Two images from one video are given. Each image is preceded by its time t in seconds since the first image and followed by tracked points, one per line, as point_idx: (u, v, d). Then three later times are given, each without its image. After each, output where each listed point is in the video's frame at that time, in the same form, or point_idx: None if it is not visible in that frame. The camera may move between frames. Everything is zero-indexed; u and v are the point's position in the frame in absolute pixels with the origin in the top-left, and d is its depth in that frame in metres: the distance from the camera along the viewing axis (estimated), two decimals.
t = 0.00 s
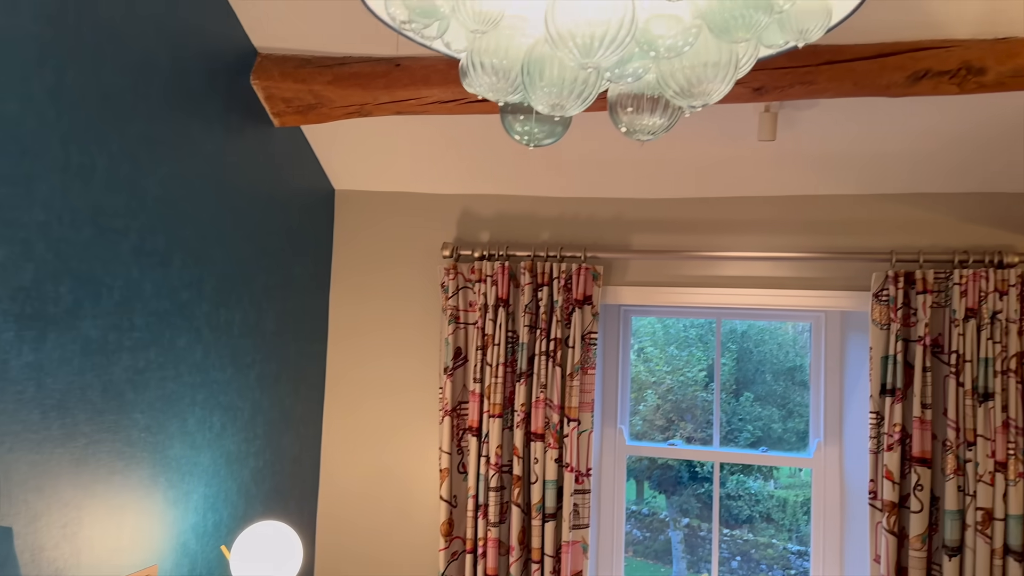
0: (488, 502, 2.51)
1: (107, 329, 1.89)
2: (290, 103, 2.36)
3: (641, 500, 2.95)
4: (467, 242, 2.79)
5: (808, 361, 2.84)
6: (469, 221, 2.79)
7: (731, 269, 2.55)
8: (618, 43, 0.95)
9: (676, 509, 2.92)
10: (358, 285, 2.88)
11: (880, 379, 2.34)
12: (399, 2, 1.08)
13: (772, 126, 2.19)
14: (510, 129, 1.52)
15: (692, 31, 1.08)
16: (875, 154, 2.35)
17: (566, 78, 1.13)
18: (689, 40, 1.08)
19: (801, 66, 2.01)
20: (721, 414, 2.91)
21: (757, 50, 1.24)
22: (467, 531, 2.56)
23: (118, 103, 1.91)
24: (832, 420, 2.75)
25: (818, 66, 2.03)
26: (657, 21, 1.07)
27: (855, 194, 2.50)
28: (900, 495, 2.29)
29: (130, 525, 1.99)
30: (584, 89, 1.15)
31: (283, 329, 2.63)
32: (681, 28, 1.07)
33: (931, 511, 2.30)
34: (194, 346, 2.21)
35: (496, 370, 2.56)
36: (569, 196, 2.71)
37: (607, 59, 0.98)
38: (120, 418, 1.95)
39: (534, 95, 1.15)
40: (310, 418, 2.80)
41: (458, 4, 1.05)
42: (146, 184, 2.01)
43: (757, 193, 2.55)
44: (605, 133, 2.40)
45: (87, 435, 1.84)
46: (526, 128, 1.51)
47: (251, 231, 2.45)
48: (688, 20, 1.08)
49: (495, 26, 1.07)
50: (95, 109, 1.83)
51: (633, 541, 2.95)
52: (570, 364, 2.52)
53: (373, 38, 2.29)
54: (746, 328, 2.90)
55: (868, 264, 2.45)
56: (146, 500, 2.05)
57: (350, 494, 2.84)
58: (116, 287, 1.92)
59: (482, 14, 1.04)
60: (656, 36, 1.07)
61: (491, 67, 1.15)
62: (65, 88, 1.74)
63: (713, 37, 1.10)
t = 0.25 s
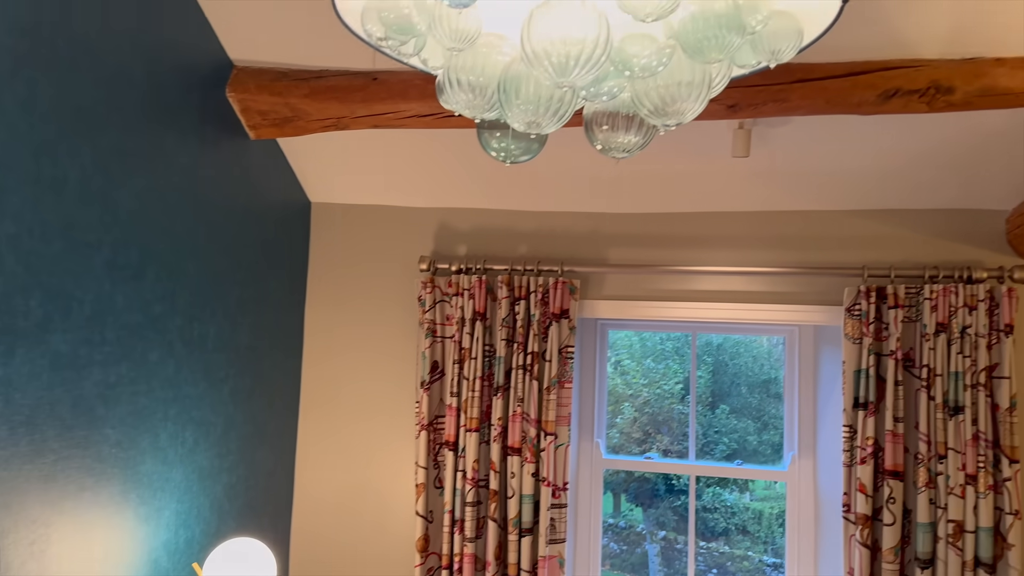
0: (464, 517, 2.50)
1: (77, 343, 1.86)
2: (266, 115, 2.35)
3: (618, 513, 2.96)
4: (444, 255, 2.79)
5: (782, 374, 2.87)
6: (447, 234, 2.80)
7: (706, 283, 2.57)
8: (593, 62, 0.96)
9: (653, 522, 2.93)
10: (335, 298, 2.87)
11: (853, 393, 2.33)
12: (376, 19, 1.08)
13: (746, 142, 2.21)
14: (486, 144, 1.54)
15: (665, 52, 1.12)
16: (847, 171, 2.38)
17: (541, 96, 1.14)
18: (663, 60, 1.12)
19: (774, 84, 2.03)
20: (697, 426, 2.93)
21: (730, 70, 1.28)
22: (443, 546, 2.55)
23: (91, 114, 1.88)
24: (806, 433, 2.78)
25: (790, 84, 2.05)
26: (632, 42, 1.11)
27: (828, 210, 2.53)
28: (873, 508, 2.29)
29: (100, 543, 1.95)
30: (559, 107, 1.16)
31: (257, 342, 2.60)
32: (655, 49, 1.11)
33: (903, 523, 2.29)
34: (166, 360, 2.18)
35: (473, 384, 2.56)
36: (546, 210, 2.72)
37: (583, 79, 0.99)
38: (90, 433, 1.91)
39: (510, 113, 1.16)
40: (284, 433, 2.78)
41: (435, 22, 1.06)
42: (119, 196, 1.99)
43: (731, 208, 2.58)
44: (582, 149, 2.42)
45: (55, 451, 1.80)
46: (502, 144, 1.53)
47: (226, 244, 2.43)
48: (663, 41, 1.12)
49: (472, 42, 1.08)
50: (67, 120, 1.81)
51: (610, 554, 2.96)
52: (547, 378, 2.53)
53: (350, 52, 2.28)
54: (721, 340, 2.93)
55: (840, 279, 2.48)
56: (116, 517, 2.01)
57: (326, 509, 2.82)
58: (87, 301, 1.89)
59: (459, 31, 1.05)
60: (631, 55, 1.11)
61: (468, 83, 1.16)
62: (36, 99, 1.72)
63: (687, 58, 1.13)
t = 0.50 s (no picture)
0: (438, 532, 2.49)
1: (44, 357, 1.82)
2: (240, 127, 2.33)
3: (592, 526, 2.96)
4: (419, 267, 2.79)
5: (754, 386, 2.90)
6: (421, 247, 2.80)
7: (679, 296, 2.59)
8: (566, 80, 0.96)
9: (627, 534, 2.94)
10: (308, 311, 2.85)
11: (824, 405, 2.33)
12: (350, 35, 1.08)
13: (718, 158, 2.23)
14: (460, 159, 1.55)
15: (638, 71, 1.13)
16: (817, 188, 2.42)
17: (516, 113, 1.13)
18: (636, 79, 1.13)
19: (745, 100, 2.06)
20: (671, 439, 2.95)
21: (702, 90, 1.29)
22: (416, 562, 2.53)
23: (61, 125, 1.85)
24: (778, 446, 2.81)
25: (761, 101, 2.08)
26: (605, 61, 1.12)
27: (798, 225, 2.57)
28: (843, 520, 2.27)
29: (66, 561, 1.90)
30: (534, 124, 1.14)
31: (227, 356, 2.57)
32: (629, 68, 1.12)
33: (874, 536, 2.28)
34: (135, 374, 2.15)
35: (447, 398, 2.55)
36: (521, 223, 2.73)
37: (556, 97, 1.00)
38: (57, 449, 1.87)
39: (485, 130, 1.15)
40: (255, 447, 2.74)
41: (410, 38, 1.06)
42: (88, 208, 1.95)
43: (704, 223, 2.60)
44: (556, 163, 2.43)
45: (21, 468, 1.76)
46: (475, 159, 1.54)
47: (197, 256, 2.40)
48: (636, 61, 1.13)
49: (446, 60, 1.08)
50: (36, 131, 1.78)
51: (584, 567, 2.96)
52: (521, 392, 2.53)
53: (324, 64, 2.27)
54: (695, 353, 2.95)
55: (811, 293, 2.51)
56: (83, 534, 1.96)
57: (297, 524, 2.78)
58: (55, 314, 1.85)
59: (434, 49, 1.05)
60: (605, 74, 1.12)
61: (444, 100, 1.16)
62: (5, 109, 1.69)
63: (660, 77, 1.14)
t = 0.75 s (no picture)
0: (410, 546, 2.47)
1: (8, 370, 1.77)
2: (211, 136, 2.30)
3: (566, 538, 2.95)
4: (392, 278, 2.77)
5: (727, 397, 2.92)
6: (395, 258, 2.78)
7: (653, 308, 2.61)
8: (541, 95, 0.96)
9: (600, 546, 2.94)
10: (280, 322, 2.81)
11: (795, 418, 2.33)
12: (324, 46, 1.07)
13: (691, 172, 2.26)
14: (433, 171, 1.54)
15: (612, 86, 1.14)
16: (787, 202, 2.45)
17: (491, 127, 1.12)
18: (610, 95, 1.14)
19: (716, 116, 2.08)
20: (644, 450, 2.96)
21: (675, 106, 1.30)
22: None
23: (27, 133, 1.81)
24: (749, 458, 2.83)
25: (732, 117, 2.10)
26: (579, 75, 1.13)
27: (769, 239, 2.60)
28: (814, 531, 2.27)
29: None
30: (509, 138, 1.12)
31: (196, 368, 2.52)
32: (603, 83, 1.13)
33: (844, 547, 2.28)
34: (102, 387, 2.10)
35: (420, 410, 2.54)
36: (495, 235, 2.73)
37: (531, 112, 0.99)
38: (20, 463, 1.81)
39: (459, 143, 1.13)
40: (224, 460, 2.69)
41: (384, 51, 1.06)
42: (55, 218, 1.91)
43: (677, 236, 2.63)
44: (531, 175, 2.43)
45: None
46: (449, 171, 1.53)
47: (166, 267, 2.36)
48: (609, 77, 1.14)
49: (421, 72, 1.07)
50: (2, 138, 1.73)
51: None
52: (495, 404, 2.52)
53: (297, 73, 2.25)
54: (668, 364, 2.97)
55: (782, 306, 2.54)
56: (47, 551, 1.90)
57: (267, 538, 2.74)
58: (20, 325, 1.80)
59: (408, 62, 1.04)
60: (579, 89, 1.13)
61: (418, 113, 1.14)
62: None
63: (633, 92, 1.15)
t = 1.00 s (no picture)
0: (381, 559, 2.45)
1: None
2: (181, 144, 2.26)
3: (537, 549, 2.95)
4: (364, 288, 2.75)
5: (697, 407, 2.95)
6: (367, 268, 2.76)
7: (625, 319, 2.62)
8: (516, 108, 0.96)
9: (572, 556, 2.94)
10: (250, 332, 2.77)
11: (764, 428, 2.34)
12: (297, 57, 1.06)
13: (662, 185, 2.28)
14: (407, 183, 1.54)
15: (585, 101, 1.14)
16: (756, 215, 2.49)
17: (465, 139, 1.11)
18: (583, 109, 1.14)
19: (688, 129, 2.11)
20: (615, 459, 2.97)
21: (647, 121, 1.31)
22: None
23: None
24: (719, 468, 2.86)
25: (703, 130, 2.13)
26: (553, 89, 1.13)
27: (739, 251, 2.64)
28: (783, 541, 2.28)
29: None
30: (483, 151, 1.11)
31: (163, 378, 2.48)
32: (576, 98, 1.13)
33: (812, 557, 2.30)
34: (66, 399, 2.04)
35: (391, 421, 2.52)
36: (468, 245, 2.73)
37: (505, 126, 0.99)
38: None
39: (432, 155, 1.12)
40: (191, 473, 2.64)
41: (358, 63, 1.05)
42: (19, 226, 1.86)
43: (649, 247, 2.65)
44: (504, 186, 2.44)
45: None
46: (423, 184, 1.53)
47: (133, 276, 2.31)
48: (583, 91, 1.15)
49: (395, 85, 1.06)
50: None
51: None
52: (468, 415, 2.51)
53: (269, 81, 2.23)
54: (639, 374, 2.99)
55: (751, 317, 2.57)
56: (9, 566, 1.84)
57: (235, 552, 2.69)
58: None
59: (382, 74, 1.03)
60: (553, 103, 1.13)
61: (391, 124, 1.13)
62: None
63: (606, 107, 1.16)
